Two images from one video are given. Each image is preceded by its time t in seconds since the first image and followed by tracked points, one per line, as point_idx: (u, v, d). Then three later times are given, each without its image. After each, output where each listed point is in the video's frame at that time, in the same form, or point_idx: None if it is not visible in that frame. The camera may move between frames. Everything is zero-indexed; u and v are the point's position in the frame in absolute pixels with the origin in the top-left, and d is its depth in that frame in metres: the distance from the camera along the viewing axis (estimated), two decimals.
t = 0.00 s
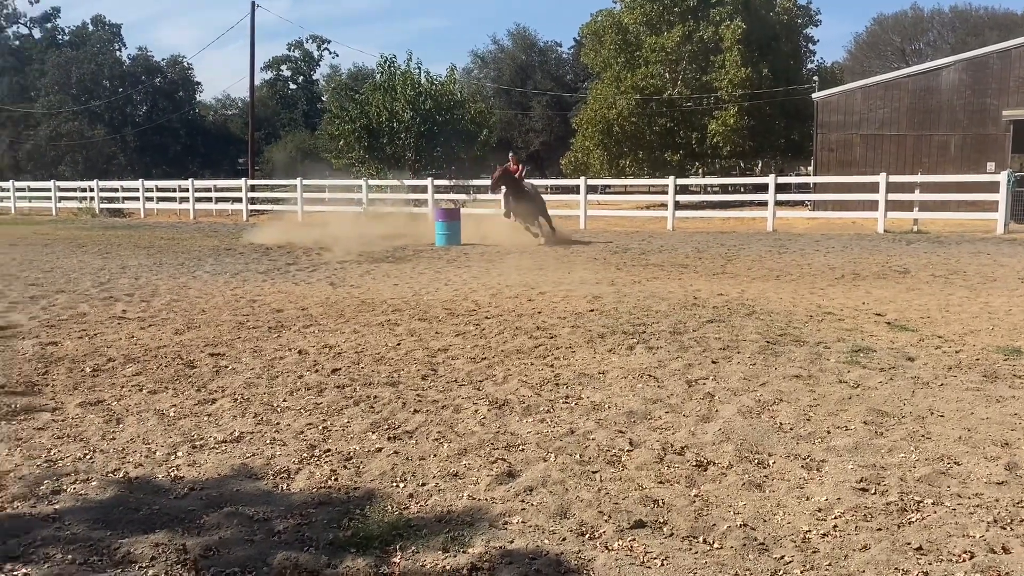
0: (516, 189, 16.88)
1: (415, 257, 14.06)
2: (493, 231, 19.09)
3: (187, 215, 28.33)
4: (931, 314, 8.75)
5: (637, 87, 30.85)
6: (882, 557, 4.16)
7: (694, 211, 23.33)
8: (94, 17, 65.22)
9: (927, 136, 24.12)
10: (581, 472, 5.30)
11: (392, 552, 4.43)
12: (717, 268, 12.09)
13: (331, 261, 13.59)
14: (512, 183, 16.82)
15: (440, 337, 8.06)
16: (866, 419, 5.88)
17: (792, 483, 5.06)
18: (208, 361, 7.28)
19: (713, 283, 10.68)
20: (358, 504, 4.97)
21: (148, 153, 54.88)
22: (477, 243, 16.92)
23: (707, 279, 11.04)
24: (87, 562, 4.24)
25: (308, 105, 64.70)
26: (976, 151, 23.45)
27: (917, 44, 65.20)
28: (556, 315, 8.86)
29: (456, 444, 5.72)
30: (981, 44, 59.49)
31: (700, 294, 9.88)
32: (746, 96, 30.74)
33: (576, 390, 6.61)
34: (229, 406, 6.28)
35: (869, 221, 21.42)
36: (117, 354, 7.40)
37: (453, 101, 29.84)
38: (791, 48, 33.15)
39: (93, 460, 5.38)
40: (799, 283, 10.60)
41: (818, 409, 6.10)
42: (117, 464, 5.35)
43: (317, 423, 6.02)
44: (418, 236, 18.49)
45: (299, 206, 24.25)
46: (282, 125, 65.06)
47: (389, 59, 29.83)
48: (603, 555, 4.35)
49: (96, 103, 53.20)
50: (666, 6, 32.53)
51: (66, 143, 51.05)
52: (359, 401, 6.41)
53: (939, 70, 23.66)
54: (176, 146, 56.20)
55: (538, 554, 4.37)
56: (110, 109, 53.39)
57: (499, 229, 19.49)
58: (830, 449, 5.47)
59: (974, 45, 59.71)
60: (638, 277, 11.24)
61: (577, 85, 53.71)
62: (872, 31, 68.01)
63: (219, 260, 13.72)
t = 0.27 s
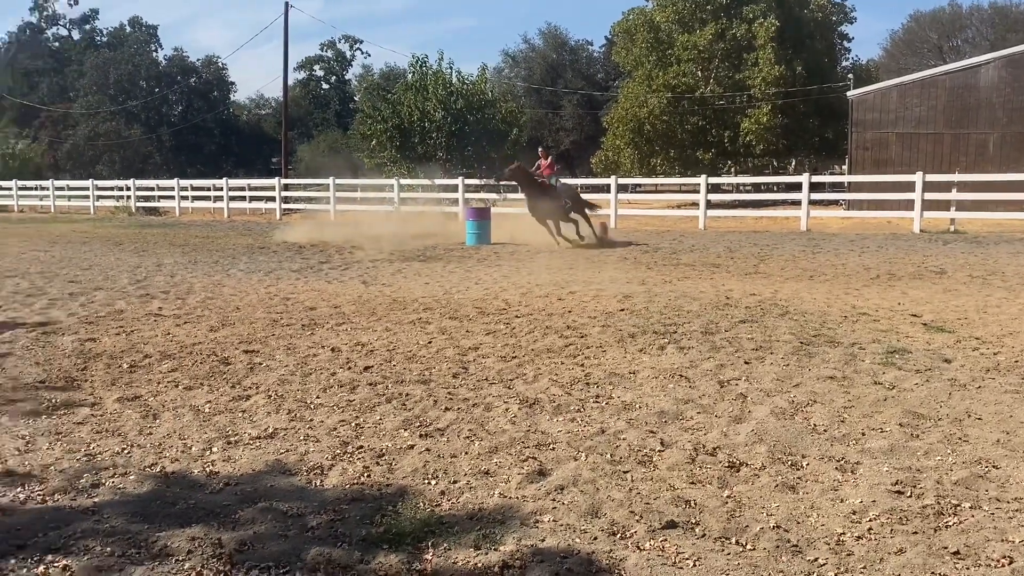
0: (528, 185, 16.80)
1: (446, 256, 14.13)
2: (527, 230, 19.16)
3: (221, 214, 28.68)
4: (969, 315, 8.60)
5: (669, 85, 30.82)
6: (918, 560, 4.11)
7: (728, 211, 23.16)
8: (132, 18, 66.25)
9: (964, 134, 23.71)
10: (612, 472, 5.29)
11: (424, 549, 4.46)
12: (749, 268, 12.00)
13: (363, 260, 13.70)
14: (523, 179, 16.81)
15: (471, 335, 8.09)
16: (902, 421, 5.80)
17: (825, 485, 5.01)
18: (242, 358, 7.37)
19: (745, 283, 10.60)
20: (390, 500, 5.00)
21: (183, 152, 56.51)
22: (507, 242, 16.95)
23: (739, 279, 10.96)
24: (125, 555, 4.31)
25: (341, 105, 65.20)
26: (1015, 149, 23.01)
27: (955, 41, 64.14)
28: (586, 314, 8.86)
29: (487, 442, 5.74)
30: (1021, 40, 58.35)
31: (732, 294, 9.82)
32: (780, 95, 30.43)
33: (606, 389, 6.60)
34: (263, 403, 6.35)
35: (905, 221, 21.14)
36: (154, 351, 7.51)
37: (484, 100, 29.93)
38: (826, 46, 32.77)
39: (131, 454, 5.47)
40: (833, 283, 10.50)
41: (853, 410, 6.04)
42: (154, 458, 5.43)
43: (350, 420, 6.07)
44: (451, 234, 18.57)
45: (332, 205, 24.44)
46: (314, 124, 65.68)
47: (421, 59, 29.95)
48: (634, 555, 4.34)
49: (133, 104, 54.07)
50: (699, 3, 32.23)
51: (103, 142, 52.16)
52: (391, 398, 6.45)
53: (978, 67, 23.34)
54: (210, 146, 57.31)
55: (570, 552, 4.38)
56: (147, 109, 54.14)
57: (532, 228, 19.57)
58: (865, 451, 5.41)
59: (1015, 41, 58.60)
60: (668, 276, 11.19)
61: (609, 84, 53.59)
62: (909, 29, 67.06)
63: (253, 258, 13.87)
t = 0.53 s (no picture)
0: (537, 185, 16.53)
1: (485, 255, 14.15)
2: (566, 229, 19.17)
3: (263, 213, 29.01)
4: (1021, 318, 8.40)
5: (711, 83, 30.65)
6: (968, 566, 4.03)
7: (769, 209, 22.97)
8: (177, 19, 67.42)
9: (1015, 131, 23.01)
10: (653, 472, 5.27)
11: (466, 546, 4.48)
12: (792, 268, 11.84)
13: (403, 259, 13.78)
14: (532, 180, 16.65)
15: (510, 334, 8.11)
16: (950, 425, 5.69)
17: (871, 489, 4.94)
18: (285, 355, 7.46)
19: (789, 283, 10.48)
20: (432, 497, 5.03)
21: (227, 152, 56.70)
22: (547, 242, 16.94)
23: (783, 279, 10.84)
24: (173, 548, 4.38)
25: (382, 104, 65.62)
26: None
27: (1007, 36, 62.69)
28: (627, 314, 8.82)
29: (528, 441, 5.74)
30: None
31: (776, 294, 9.71)
32: (824, 92, 30.02)
33: (647, 389, 6.57)
34: (306, 399, 6.43)
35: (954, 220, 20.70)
36: (199, 348, 7.63)
37: (525, 99, 30.06)
38: (871, 42, 32.16)
39: (177, 449, 5.56)
40: (879, 284, 10.34)
41: (899, 413, 5.93)
42: (199, 453, 5.52)
43: (391, 417, 6.12)
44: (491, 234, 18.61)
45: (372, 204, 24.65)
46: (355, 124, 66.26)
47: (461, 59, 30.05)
48: (677, 556, 4.32)
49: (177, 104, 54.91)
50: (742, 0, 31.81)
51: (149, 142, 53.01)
52: (432, 396, 6.49)
53: None
54: (254, 146, 57.38)
55: (611, 552, 4.36)
56: (191, 109, 55.15)
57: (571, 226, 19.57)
58: (913, 455, 5.31)
59: None
60: (710, 276, 11.09)
61: (649, 82, 53.39)
62: (959, 24, 65.78)
63: (296, 257, 14.03)
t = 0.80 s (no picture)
0: (544, 184, 14.53)
1: (530, 254, 14.16)
2: (610, 227, 19.12)
3: (312, 212, 29.37)
4: None
5: (761, 79, 30.01)
6: None
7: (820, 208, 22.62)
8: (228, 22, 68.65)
9: None
10: (703, 474, 5.22)
11: (514, 544, 4.47)
12: (844, 267, 11.65)
13: (450, 258, 13.84)
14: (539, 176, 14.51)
15: (556, 333, 8.10)
16: (1010, 429, 5.55)
17: (928, 493, 4.83)
18: (335, 352, 7.55)
19: (842, 283, 10.31)
20: (480, 495, 5.04)
21: (276, 152, 57.04)
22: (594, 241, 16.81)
23: (835, 279, 10.67)
24: (227, 540, 4.45)
25: (428, 104, 65.88)
26: None
27: None
28: (674, 313, 8.76)
29: (575, 441, 5.73)
30: None
31: (828, 294, 9.57)
32: (878, 88, 29.59)
33: (696, 390, 6.52)
34: (355, 395, 6.50)
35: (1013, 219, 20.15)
36: (251, 344, 7.76)
37: (570, 97, 29.83)
38: (927, 37, 31.43)
39: (230, 443, 5.66)
40: (935, 284, 10.12)
41: (957, 416, 5.80)
42: (252, 448, 5.61)
43: (439, 415, 6.16)
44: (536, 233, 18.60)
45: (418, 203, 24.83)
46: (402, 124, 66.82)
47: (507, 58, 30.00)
48: (727, 558, 4.27)
49: (228, 105, 55.83)
50: None
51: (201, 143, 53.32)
52: (479, 394, 6.51)
53: None
54: (303, 146, 57.81)
55: (660, 553, 4.33)
56: (242, 110, 56.02)
57: (616, 225, 19.52)
58: (971, 459, 5.18)
59: None
60: (760, 276, 10.97)
61: (697, 79, 53.24)
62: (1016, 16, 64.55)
63: (344, 255, 14.18)
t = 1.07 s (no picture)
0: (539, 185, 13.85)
1: (581, 254, 14.11)
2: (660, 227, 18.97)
3: (364, 211, 29.69)
4: None
5: (817, 76, 29.75)
6: None
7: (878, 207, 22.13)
8: (284, 25, 69.87)
9: None
10: (757, 476, 5.16)
11: (566, 542, 4.47)
12: (903, 268, 11.41)
13: (501, 256, 13.87)
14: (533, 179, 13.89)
15: (607, 332, 8.09)
16: None
17: (991, 500, 4.71)
18: (387, 349, 7.63)
19: (902, 284, 10.10)
20: (531, 493, 5.05)
21: (329, 153, 56.84)
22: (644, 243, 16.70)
23: (894, 279, 10.46)
24: (284, 533, 4.51)
25: (478, 104, 65.95)
26: None
27: None
28: (728, 314, 8.68)
29: (627, 441, 5.71)
30: None
31: (886, 294, 9.39)
32: (939, 84, 28.99)
33: (750, 391, 6.44)
34: (407, 392, 6.57)
35: None
36: (306, 341, 7.89)
37: (621, 96, 29.66)
38: (993, 31, 30.43)
39: (286, 438, 5.76)
40: (999, 286, 9.84)
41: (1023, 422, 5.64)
42: (307, 443, 5.70)
43: (490, 413, 6.19)
44: (587, 233, 18.48)
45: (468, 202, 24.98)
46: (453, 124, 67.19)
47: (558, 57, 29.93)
48: (782, 561, 4.21)
49: (283, 106, 56.20)
50: None
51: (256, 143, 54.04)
52: (530, 393, 6.54)
53: None
54: (355, 146, 57.08)
55: (714, 555, 4.29)
56: (297, 111, 56.25)
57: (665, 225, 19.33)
58: None
59: None
60: (816, 276, 10.79)
61: (751, 75, 52.69)
62: None
63: (395, 254, 14.32)
